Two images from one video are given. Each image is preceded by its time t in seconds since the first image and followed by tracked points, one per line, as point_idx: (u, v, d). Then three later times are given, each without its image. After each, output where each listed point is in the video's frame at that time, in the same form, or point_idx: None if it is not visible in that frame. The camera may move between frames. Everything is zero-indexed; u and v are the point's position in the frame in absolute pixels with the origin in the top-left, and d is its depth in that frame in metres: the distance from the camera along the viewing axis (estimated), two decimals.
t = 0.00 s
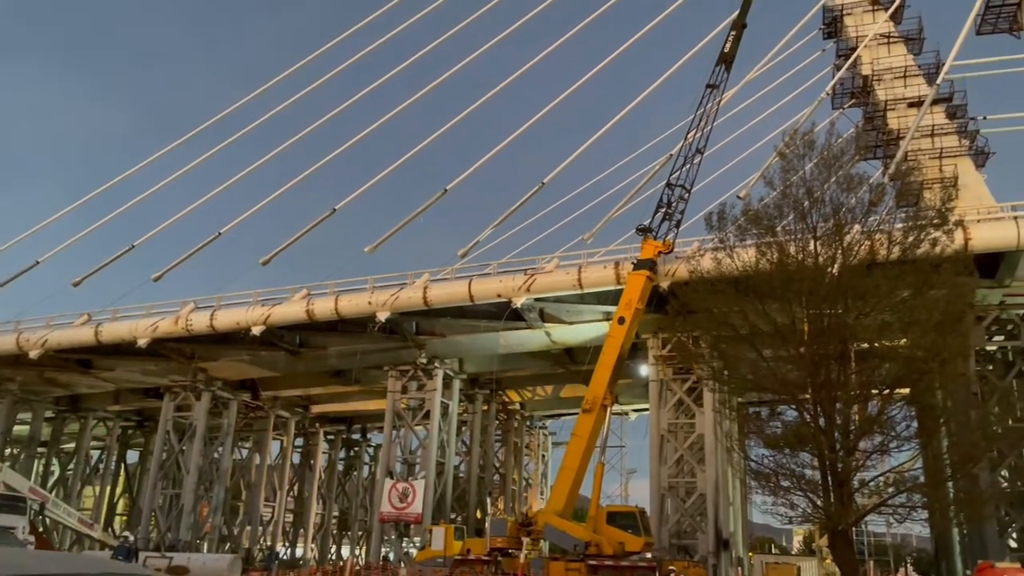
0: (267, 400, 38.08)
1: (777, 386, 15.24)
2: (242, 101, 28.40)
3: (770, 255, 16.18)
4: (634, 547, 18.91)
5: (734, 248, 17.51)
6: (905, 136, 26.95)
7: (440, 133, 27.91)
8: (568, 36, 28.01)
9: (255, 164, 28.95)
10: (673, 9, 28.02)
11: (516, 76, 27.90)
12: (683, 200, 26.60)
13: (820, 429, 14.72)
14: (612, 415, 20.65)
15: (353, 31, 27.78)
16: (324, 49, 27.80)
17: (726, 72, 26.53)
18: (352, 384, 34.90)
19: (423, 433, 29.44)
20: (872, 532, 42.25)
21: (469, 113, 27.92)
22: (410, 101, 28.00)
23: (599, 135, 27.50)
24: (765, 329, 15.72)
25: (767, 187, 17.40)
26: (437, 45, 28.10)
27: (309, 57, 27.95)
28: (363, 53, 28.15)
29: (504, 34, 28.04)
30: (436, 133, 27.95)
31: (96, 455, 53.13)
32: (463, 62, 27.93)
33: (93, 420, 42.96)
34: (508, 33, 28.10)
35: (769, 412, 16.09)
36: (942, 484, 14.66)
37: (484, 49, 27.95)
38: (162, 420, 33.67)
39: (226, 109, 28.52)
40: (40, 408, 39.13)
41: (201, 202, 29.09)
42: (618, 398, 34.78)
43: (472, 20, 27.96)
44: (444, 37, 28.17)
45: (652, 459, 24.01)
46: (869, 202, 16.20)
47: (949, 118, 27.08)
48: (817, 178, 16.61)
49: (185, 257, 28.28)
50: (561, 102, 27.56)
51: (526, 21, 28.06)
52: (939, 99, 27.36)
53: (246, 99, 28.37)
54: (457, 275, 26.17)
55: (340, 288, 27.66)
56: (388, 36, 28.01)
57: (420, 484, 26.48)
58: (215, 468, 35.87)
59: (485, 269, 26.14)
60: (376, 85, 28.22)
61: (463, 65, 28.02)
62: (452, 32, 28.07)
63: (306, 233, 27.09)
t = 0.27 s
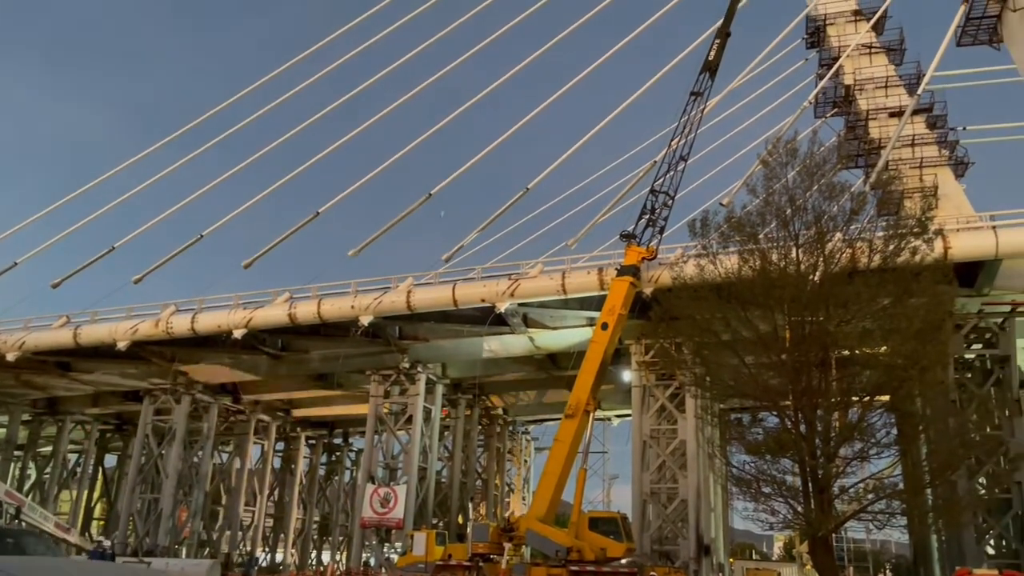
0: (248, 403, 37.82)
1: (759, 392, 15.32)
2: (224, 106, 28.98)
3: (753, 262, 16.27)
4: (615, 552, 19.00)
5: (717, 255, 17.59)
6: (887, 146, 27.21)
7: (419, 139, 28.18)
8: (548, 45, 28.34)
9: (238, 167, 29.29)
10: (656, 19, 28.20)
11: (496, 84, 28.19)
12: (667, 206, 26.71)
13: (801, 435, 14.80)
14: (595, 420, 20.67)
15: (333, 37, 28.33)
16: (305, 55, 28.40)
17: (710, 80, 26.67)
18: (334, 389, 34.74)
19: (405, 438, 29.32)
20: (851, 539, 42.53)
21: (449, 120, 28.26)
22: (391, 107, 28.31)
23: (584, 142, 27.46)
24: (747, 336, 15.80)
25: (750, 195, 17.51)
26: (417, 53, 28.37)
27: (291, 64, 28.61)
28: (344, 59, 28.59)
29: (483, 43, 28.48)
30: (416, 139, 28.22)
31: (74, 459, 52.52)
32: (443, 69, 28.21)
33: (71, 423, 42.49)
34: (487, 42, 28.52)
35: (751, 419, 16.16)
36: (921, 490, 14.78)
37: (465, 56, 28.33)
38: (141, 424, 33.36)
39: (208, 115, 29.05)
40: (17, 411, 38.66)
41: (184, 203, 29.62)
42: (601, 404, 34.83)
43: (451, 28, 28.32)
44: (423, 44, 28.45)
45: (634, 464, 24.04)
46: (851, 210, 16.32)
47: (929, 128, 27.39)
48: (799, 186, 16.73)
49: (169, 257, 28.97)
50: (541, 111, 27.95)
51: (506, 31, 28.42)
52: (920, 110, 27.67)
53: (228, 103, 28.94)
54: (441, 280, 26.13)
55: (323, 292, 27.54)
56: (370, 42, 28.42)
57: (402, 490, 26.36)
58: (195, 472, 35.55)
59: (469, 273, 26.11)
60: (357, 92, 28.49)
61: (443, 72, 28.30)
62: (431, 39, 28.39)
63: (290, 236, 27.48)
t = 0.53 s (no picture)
0: (228, 408, 37.53)
1: (740, 399, 15.39)
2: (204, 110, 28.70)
3: (735, 269, 16.36)
4: (596, 558, 19.00)
5: (700, 262, 17.65)
6: (868, 155, 27.46)
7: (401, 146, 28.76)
8: (526, 56, 29.12)
9: (219, 171, 29.31)
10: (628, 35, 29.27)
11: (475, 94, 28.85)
12: (650, 213, 26.81)
13: (783, 442, 14.87)
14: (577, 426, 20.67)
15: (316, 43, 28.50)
16: (287, 61, 28.44)
17: (694, 88, 26.85)
18: (315, 393, 34.54)
19: (387, 443, 29.19)
20: (830, 545, 42.73)
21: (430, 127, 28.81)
22: (372, 113, 28.78)
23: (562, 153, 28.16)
24: (730, 342, 15.85)
25: (733, 202, 17.62)
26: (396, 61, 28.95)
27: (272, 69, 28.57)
28: (325, 65, 28.76)
29: (462, 53, 29.07)
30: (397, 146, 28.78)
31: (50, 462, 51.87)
32: (423, 78, 28.84)
33: (48, 426, 41.97)
34: (466, 51, 29.09)
35: (732, 425, 16.22)
36: (900, 497, 14.90)
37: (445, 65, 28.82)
38: (119, 428, 33.02)
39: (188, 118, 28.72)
40: None
41: (164, 206, 29.54)
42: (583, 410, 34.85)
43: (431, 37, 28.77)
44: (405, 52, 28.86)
45: (616, 470, 24.05)
46: (832, 218, 16.46)
47: (910, 138, 27.68)
48: (781, 194, 16.87)
49: (149, 260, 28.68)
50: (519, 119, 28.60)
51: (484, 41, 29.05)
52: (900, 120, 27.95)
53: (208, 107, 28.69)
54: (424, 284, 26.08)
55: (306, 296, 27.41)
56: (350, 49, 28.81)
57: (383, 495, 26.23)
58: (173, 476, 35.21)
59: (452, 278, 26.09)
60: (338, 98, 28.89)
61: (423, 81, 28.85)
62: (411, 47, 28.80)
63: (273, 238, 27.82)
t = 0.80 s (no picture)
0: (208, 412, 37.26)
1: (722, 406, 15.45)
2: (187, 113, 28.06)
3: (718, 276, 16.42)
4: (578, 565, 18.96)
5: (683, 269, 17.70)
6: (849, 165, 27.68)
7: (385, 151, 28.22)
8: (516, 59, 28.55)
9: (200, 174, 28.69)
10: (620, 37, 28.72)
11: (463, 97, 28.31)
12: (634, 220, 26.87)
13: (763, 449, 14.95)
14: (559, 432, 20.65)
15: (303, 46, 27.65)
16: (273, 64, 27.65)
17: (677, 96, 26.99)
18: (297, 398, 34.34)
19: (368, 448, 29.04)
20: (810, 552, 42.93)
21: (415, 131, 28.38)
22: (358, 118, 27.99)
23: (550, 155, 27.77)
24: (711, 349, 15.89)
25: (716, 210, 17.69)
26: (386, 62, 28.20)
27: (257, 72, 27.84)
28: (311, 68, 27.96)
29: (452, 55, 28.45)
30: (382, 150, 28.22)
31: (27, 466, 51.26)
32: (411, 81, 28.15)
33: (25, 430, 41.48)
34: (456, 54, 28.49)
35: (714, 432, 16.26)
36: (879, 504, 14.99)
37: (433, 68, 28.32)
38: (96, 432, 32.70)
39: (169, 121, 28.11)
40: None
41: (143, 209, 28.93)
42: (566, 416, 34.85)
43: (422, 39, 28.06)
44: (394, 55, 28.22)
45: (598, 477, 24.05)
46: (814, 227, 16.57)
47: (890, 148, 27.94)
48: (763, 203, 16.96)
49: (127, 263, 28.20)
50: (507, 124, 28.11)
51: (475, 44, 28.53)
52: (881, 130, 28.19)
53: (191, 109, 28.02)
54: (407, 289, 26.00)
55: (288, 300, 27.24)
56: (337, 51, 28.26)
57: (364, 500, 26.10)
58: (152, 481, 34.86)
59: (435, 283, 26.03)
60: (323, 101, 28.09)
61: (411, 85, 28.30)
62: (400, 50, 28.19)
63: (255, 241, 27.48)
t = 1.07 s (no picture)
0: (188, 417, 36.95)
1: (703, 413, 15.51)
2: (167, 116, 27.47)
3: (701, 283, 16.49)
4: (559, 572, 18.92)
5: (665, 276, 17.76)
6: (830, 174, 27.92)
7: (370, 154, 27.57)
8: (504, 63, 28.24)
9: (180, 179, 28.11)
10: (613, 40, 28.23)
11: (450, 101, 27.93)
12: (617, 227, 26.95)
13: (744, 456, 15.01)
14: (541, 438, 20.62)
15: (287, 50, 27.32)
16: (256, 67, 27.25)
17: (661, 104, 27.11)
18: (277, 403, 34.12)
19: (350, 454, 28.90)
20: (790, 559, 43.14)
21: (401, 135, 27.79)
22: (342, 122, 27.62)
23: (538, 158, 27.34)
24: (693, 356, 15.94)
25: (699, 218, 17.79)
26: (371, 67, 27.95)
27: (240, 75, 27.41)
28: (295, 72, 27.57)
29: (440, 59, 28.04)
30: (367, 154, 27.57)
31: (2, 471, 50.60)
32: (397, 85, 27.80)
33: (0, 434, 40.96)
34: (443, 57, 28.13)
35: (695, 439, 16.30)
36: (858, 511, 15.08)
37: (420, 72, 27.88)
38: (73, 436, 32.36)
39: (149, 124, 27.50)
40: None
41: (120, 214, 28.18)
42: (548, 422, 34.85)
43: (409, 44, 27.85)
44: (380, 58, 27.92)
45: (580, 483, 24.04)
46: (796, 235, 16.68)
47: (871, 158, 28.20)
48: (746, 211, 17.07)
49: (108, 266, 27.69)
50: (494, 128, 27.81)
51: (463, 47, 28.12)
52: (862, 140, 28.46)
53: (171, 113, 27.41)
54: (390, 295, 25.92)
55: (269, 304, 27.08)
56: (322, 55, 27.63)
57: (345, 506, 25.99)
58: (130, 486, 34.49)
59: (419, 289, 25.97)
60: (306, 105, 27.84)
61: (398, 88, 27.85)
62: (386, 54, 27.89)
63: (239, 244, 27.04)
